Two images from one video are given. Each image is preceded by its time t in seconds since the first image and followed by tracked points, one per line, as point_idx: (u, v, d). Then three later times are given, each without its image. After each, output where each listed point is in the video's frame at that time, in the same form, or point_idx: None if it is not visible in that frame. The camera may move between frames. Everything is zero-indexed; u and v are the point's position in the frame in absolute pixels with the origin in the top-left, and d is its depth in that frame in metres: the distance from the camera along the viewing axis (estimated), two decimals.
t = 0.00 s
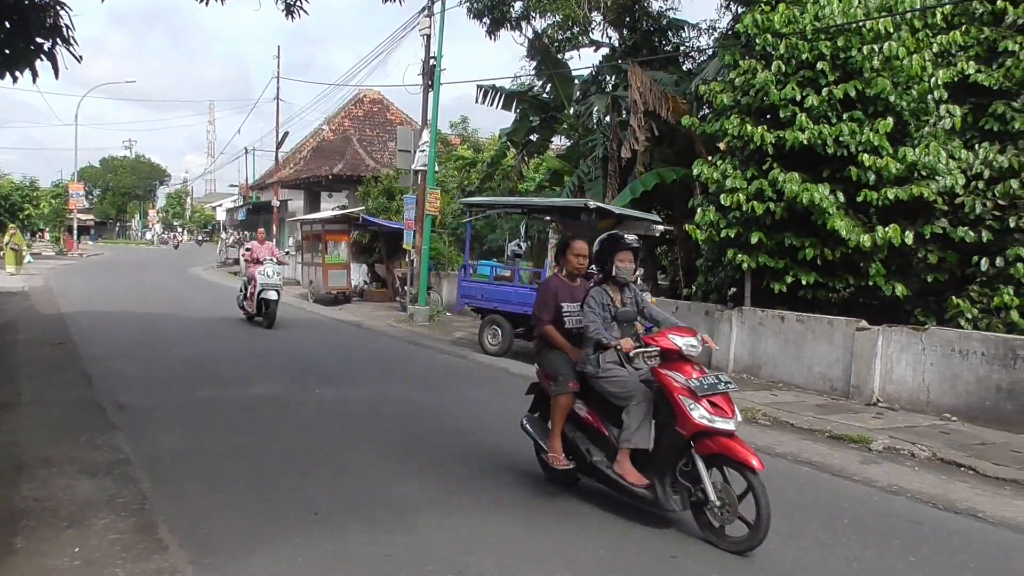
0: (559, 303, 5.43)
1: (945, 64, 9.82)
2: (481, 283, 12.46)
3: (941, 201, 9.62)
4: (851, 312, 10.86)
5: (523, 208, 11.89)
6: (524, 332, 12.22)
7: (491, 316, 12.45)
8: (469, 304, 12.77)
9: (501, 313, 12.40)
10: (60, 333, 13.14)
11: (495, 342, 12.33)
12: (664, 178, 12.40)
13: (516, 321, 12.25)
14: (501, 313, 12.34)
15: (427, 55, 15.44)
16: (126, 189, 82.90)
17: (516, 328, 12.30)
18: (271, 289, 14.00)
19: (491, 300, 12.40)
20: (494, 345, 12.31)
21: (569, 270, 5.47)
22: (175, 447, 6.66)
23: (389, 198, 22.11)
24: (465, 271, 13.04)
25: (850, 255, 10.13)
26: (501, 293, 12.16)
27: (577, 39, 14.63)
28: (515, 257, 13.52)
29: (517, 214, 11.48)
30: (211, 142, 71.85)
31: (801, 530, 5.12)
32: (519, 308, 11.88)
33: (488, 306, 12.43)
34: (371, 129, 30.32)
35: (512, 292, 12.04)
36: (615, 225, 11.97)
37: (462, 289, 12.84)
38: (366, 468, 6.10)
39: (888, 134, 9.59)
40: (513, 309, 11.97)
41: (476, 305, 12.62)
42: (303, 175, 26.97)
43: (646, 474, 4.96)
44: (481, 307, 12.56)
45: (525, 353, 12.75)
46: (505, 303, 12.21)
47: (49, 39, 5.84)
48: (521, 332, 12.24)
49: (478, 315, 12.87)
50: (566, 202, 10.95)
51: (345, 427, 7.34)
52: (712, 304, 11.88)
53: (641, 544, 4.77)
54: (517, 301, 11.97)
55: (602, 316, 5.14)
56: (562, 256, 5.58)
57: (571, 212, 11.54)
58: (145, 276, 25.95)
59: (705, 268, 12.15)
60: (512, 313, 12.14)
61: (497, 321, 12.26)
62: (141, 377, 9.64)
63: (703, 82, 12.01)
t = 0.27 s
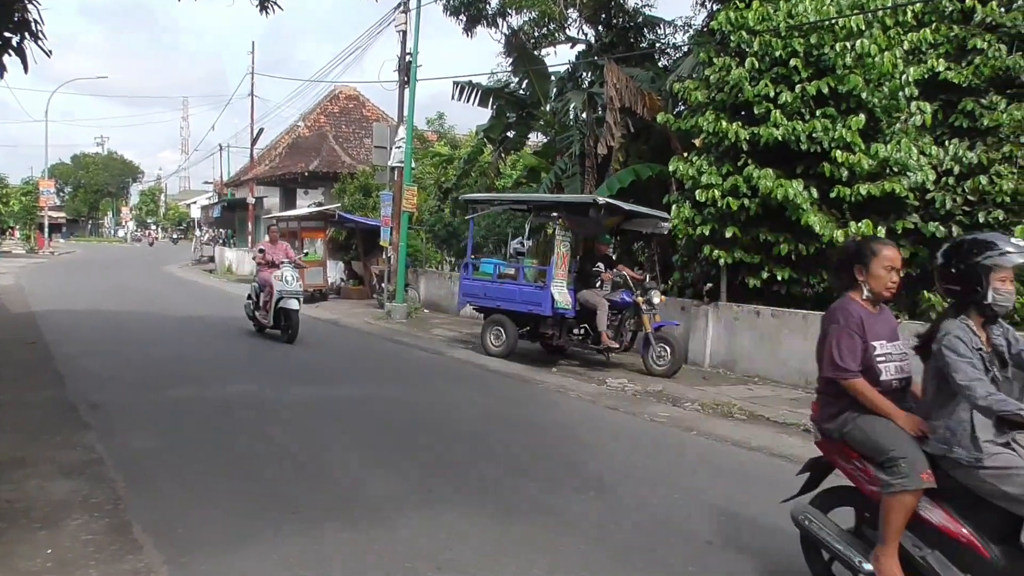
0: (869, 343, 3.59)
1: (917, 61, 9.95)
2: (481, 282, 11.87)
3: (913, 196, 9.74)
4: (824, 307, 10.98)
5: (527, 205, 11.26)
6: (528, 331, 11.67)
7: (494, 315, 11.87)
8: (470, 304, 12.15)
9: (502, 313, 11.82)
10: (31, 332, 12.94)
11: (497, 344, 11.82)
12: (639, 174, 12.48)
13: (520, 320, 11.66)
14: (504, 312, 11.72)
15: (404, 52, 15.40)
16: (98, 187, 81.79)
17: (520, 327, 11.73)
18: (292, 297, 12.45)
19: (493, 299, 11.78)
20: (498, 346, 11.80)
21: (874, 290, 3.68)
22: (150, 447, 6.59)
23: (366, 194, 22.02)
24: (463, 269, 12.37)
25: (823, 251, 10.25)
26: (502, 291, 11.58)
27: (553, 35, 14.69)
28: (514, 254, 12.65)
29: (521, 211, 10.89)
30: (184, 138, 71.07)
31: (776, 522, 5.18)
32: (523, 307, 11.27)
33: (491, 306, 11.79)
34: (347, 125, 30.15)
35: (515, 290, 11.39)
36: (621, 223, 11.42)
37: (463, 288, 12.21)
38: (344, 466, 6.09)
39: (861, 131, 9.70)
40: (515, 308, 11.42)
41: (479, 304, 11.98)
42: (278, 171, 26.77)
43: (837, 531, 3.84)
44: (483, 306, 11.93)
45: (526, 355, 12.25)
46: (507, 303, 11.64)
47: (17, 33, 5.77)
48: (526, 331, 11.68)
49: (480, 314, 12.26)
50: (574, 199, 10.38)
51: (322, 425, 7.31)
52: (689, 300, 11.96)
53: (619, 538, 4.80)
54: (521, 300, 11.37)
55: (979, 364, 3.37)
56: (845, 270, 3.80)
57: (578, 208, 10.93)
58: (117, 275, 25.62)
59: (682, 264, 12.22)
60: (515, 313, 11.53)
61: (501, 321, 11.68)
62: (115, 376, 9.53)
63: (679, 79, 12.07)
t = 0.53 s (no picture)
0: None
1: (892, 59, 10.05)
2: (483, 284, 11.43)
3: (888, 193, 9.84)
4: (802, 302, 11.07)
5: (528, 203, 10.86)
6: (535, 335, 11.24)
7: (500, 319, 11.40)
8: (473, 308, 11.71)
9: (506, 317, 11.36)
10: (5, 332, 12.79)
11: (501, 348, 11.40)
12: (619, 171, 12.51)
13: (525, 323, 11.25)
14: (509, 316, 11.30)
15: (383, 49, 15.34)
16: (74, 184, 80.83)
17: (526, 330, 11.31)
18: (331, 309, 10.54)
19: (496, 302, 11.36)
20: (505, 350, 11.31)
21: None
22: (127, 447, 6.53)
23: (345, 191, 21.93)
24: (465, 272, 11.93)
25: (801, 247, 10.33)
26: (505, 294, 11.12)
27: (533, 33, 14.69)
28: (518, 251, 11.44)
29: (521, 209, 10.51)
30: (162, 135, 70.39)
31: (754, 517, 5.22)
32: (529, 310, 10.86)
33: (495, 309, 11.37)
34: (326, 122, 29.99)
35: (519, 293, 10.98)
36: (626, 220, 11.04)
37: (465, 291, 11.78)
38: (324, 464, 6.07)
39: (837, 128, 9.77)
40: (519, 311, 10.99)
41: (482, 308, 11.55)
42: (257, 168, 26.58)
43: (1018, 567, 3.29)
44: (487, 310, 11.51)
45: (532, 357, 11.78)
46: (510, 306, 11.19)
47: None
48: (532, 334, 11.25)
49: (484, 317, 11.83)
50: (576, 197, 10.02)
51: (301, 424, 7.27)
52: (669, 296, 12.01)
53: (598, 533, 4.83)
54: (525, 303, 10.92)
55: None
56: None
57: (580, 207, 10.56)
58: (93, 273, 25.36)
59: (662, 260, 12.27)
60: (521, 316, 11.12)
61: (507, 325, 11.22)
62: (91, 375, 9.43)
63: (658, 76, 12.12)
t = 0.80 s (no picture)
0: None
1: (865, 57, 10.15)
2: (482, 290, 10.98)
3: (861, 189, 9.95)
4: (777, 298, 11.17)
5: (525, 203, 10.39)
6: (538, 339, 10.84)
7: (502, 324, 10.95)
8: (474, 314, 11.29)
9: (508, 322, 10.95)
10: None
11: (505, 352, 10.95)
12: (596, 168, 12.52)
13: (527, 327, 10.83)
14: (511, 321, 10.88)
15: (359, 45, 15.23)
16: (45, 182, 79.66)
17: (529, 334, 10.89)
18: (396, 326, 8.64)
19: (497, 307, 10.93)
20: (507, 355, 10.84)
21: None
22: (99, 448, 6.44)
23: (322, 189, 21.82)
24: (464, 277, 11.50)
25: (776, 243, 10.41)
26: (505, 300, 10.71)
27: (510, 29, 14.69)
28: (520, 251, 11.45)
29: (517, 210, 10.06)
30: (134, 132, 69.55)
31: (730, 511, 5.26)
32: (531, 315, 10.45)
33: (496, 314, 10.95)
34: (302, 119, 29.78)
35: (519, 298, 10.56)
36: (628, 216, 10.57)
37: (465, 297, 11.36)
38: (300, 463, 6.03)
39: (811, 125, 9.84)
40: (520, 317, 10.56)
41: (483, 313, 11.13)
42: (232, 166, 26.32)
43: None
44: (488, 315, 11.08)
45: (534, 360, 11.36)
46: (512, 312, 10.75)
47: None
48: (535, 338, 10.85)
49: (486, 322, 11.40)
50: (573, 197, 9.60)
51: (277, 423, 7.22)
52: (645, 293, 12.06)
53: (575, 529, 4.85)
54: (525, 309, 10.50)
55: None
56: None
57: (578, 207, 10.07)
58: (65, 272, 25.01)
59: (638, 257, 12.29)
60: (523, 321, 10.68)
61: (509, 330, 10.78)
62: (63, 376, 9.30)
63: (634, 74, 12.17)
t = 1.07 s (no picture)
0: None
1: (831, 55, 10.29)
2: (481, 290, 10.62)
3: (828, 186, 10.06)
4: (746, 294, 11.28)
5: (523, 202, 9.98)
6: (535, 340, 10.38)
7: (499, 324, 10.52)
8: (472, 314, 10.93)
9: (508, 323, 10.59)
10: None
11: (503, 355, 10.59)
12: (566, 165, 12.53)
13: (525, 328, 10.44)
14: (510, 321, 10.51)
15: (328, 41, 15.09)
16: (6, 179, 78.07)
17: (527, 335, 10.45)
18: (518, 355, 6.71)
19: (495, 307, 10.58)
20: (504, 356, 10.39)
21: None
22: (63, 449, 6.34)
23: (291, 186, 21.64)
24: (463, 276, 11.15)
25: (744, 239, 10.52)
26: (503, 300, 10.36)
27: (480, 26, 14.79)
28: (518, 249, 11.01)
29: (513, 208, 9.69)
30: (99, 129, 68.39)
31: (699, 504, 5.31)
32: (529, 315, 10.09)
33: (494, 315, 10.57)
34: (271, 116, 29.49)
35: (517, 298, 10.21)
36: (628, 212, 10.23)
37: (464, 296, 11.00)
38: (270, 463, 5.98)
39: (779, 123, 9.96)
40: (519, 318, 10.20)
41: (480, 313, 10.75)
42: (200, 163, 26.01)
43: None
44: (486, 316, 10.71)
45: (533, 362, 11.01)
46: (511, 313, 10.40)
47: None
48: (533, 338, 10.38)
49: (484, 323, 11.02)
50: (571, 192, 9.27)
51: (246, 422, 7.15)
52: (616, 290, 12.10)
53: (546, 524, 4.87)
54: (523, 310, 10.15)
55: None
56: None
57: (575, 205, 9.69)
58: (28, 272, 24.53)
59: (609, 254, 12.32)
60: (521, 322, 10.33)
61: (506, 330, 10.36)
62: (26, 377, 9.13)
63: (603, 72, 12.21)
